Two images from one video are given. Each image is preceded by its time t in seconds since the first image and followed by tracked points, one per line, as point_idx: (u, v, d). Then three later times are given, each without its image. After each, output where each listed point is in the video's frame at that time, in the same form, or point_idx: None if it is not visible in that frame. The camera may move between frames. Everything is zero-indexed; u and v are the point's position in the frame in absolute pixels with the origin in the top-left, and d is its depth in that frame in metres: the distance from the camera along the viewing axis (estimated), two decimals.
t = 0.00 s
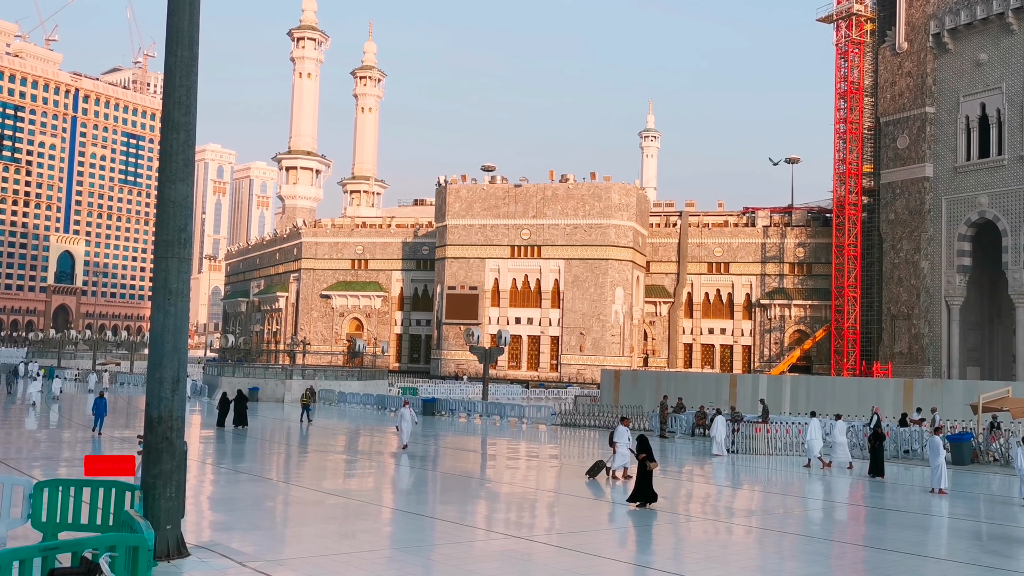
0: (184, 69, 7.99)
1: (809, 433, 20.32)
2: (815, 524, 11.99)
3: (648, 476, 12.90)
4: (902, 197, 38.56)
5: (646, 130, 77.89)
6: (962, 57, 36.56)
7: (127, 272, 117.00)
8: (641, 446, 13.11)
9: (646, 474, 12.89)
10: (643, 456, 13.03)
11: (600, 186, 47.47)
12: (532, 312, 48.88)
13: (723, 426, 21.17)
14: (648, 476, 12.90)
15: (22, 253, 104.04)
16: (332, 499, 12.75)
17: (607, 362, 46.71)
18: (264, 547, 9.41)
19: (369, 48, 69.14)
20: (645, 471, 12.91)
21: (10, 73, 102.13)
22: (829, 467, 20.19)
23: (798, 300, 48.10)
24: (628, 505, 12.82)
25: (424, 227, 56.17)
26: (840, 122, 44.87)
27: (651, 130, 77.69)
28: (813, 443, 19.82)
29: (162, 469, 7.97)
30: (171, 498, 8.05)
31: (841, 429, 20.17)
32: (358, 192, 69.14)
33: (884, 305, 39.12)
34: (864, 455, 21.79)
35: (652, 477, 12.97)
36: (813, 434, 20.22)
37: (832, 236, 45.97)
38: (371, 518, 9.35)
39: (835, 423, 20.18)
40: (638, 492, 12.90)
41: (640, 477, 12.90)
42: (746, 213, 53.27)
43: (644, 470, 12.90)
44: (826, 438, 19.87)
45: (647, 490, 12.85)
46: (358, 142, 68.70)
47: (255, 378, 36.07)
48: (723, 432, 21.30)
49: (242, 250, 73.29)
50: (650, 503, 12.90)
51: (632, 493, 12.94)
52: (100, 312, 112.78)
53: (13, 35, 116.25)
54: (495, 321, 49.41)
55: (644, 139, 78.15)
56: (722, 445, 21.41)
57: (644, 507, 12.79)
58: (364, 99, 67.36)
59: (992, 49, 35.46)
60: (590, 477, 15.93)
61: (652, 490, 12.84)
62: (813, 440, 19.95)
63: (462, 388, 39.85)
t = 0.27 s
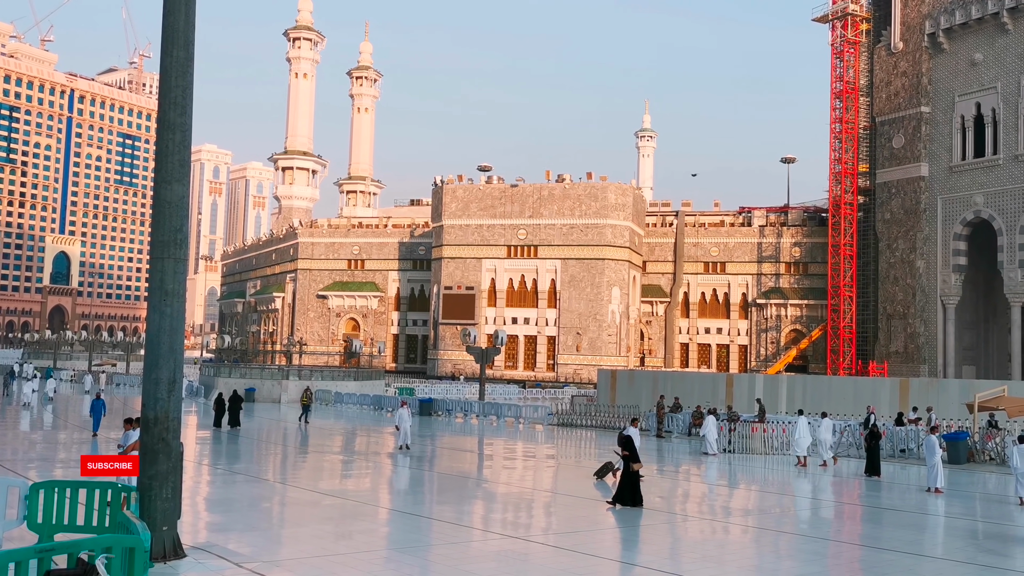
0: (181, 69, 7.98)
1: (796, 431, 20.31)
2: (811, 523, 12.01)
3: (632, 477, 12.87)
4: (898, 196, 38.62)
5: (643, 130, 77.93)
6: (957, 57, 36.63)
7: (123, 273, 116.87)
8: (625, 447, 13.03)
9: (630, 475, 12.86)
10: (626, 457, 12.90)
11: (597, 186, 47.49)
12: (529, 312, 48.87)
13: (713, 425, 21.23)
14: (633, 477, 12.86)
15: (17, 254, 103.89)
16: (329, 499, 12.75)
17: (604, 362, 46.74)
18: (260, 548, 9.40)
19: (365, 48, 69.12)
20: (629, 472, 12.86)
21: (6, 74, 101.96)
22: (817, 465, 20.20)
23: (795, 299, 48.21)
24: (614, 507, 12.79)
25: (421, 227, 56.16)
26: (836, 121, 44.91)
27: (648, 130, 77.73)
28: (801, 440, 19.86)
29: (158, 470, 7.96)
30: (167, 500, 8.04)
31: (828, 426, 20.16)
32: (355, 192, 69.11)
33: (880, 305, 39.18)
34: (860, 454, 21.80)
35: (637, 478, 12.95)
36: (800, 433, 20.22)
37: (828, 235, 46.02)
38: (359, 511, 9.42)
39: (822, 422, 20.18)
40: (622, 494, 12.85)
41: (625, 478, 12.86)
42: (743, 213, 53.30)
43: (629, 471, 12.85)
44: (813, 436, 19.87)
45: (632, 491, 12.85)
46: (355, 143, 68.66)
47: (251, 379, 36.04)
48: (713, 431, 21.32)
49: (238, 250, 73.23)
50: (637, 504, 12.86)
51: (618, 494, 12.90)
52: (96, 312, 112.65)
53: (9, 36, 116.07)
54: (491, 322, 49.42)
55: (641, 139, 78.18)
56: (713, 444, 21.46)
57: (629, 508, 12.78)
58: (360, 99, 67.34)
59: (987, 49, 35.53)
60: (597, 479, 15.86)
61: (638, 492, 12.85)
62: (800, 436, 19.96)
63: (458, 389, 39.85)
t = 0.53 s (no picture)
0: (175, 69, 7.98)
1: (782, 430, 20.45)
2: (806, 522, 12.03)
3: (616, 475, 12.86)
4: (893, 195, 38.68)
5: (638, 130, 77.99)
6: (952, 56, 36.72)
7: (118, 273, 116.70)
8: (607, 447, 12.98)
9: (614, 473, 12.85)
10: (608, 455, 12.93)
11: (592, 186, 47.53)
12: (525, 312, 48.85)
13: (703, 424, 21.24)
14: (616, 475, 12.86)
15: (12, 255, 103.69)
16: (325, 500, 12.74)
17: (600, 362, 46.76)
18: (256, 549, 9.39)
19: (360, 48, 69.10)
20: (612, 470, 12.86)
21: None
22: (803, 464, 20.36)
23: (790, 299, 48.32)
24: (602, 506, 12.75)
25: (416, 227, 56.12)
26: (831, 121, 44.99)
27: (643, 130, 77.79)
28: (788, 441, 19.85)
29: (154, 471, 7.95)
30: (163, 500, 8.03)
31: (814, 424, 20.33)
32: (350, 193, 69.08)
33: (876, 304, 39.25)
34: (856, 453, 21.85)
35: (622, 475, 12.94)
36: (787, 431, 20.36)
37: (823, 235, 46.10)
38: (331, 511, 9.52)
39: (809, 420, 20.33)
40: (610, 492, 12.81)
41: (610, 477, 12.84)
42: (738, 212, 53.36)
43: (612, 469, 12.84)
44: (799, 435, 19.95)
45: (619, 490, 12.81)
46: (350, 143, 68.63)
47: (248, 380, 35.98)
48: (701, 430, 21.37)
49: (233, 251, 73.16)
50: (624, 502, 12.82)
51: (604, 493, 12.86)
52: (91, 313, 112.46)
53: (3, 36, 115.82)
54: (487, 322, 49.45)
55: (636, 139, 78.25)
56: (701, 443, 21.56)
57: (619, 506, 12.74)
58: (356, 100, 67.30)
59: (982, 48, 35.62)
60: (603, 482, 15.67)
61: (624, 490, 12.81)
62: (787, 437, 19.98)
63: (455, 389, 39.86)
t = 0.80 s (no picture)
0: (167, 69, 7.95)
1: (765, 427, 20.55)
2: (800, 520, 12.04)
3: (597, 475, 12.80)
4: (885, 194, 38.76)
5: (631, 130, 78.03)
6: (943, 56, 36.83)
7: (110, 274, 116.39)
8: (589, 446, 12.85)
9: (594, 473, 12.79)
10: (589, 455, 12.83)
11: (585, 186, 47.55)
12: (519, 312, 48.90)
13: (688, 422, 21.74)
14: (597, 476, 12.80)
15: (3, 256, 103.32)
16: (318, 501, 12.72)
17: (593, 362, 46.78)
18: (250, 550, 9.37)
19: (353, 48, 69.01)
20: (592, 470, 12.79)
21: None
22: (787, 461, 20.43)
23: (783, 298, 48.33)
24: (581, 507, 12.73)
25: (410, 227, 56.05)
26: (823, 120, 45.10)
27: (636, 129, 77.83)
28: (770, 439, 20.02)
29: (147, 472, 7.93)
30: (156, 502, 8.01)
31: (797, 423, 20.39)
32: (343, 193, 68.99)
33: (868, 303, 39.33)
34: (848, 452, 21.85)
35: (603, 476, 12.87)
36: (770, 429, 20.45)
37: (816, 234, 46.18)
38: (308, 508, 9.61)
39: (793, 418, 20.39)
40: (591, 492, 12.80)
41: (591, 478, 12.79)
42: (731, 212, 53.46)
43: (594, 470, 12.77)
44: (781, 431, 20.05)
45: (599, 491, 12.76)
46: (343, 143, 68.54)
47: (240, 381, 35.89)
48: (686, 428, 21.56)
49: (226, 251, 72.97)
50: (604, 502, 12.78)
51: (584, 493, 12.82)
52: (83, 315, 112.19)
53: None
54: (481, 322, 49.45)
55: (629, 138, 78.34)
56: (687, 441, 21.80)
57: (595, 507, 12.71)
58: (348, 100, 67.22)
59: (973, 48, 35.74)
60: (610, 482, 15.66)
61: (604, 490, 12.77)
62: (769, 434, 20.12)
63: (448, 389, 39.85)
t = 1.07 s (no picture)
0: (151, 70, 7.91)
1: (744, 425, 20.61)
2: (788, 518, 12.08)
3: (571, 473, 12.84)
4: (871, 193, 38.94)
5: (618, 129, 78.16)
6: (927, 55, 37.04)
7: (96, 276, 115.78)
8: (564, 446, 12.99)
9: (568, 471, 12.83)
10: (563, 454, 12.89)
11: (573, 186, 47.61)
12: (507, 312, 48.89)
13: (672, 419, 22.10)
14: (571, 474, 12.83)
15: None
16: (306, 502, 12.69)
17: (582, 361, 46.82)
18: (237, 551, 9.35)
19: (340, 48, 68.87)
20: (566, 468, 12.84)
21: None
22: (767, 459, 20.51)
23: (770, 296, 48.49)
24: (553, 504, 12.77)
25: (397, 227, 55.96)
26: (809, 119, 45.30)
27: (623, 129, 77.95)
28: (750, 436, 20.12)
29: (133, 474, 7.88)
30: (142, 504, 7.97)
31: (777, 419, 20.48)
32: (330, 193, 68.83)
33: (854, 301, 39.51)
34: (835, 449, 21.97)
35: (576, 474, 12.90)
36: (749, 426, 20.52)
37: (803, 232, 46.37)
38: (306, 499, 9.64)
39: (772, 415, 20.47)
40: (564, 490, 12.80)
41: (565, 476, 12.82)
42: (718, 211, 53.63)
43: (567, 467, 12.81)
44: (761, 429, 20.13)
45: (572, 489, 12.80)
46: (330, 143, 68.38)
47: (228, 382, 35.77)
48: (671, 424, 21.87)
49: (213, 252, 72.69)
50: (576, 501, 12.82)
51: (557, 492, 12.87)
52: (68, 316, 111.60)
53: None
54: (469, 322, 49.44)
55: (616, 138, 78.44)
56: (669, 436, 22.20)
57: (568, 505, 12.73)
58: (335, 100, 67.06)
59: (957, 47, 35.95)
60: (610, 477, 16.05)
61: (576, 489, 12.80)
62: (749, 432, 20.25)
63: (436, 389, 39.84)
